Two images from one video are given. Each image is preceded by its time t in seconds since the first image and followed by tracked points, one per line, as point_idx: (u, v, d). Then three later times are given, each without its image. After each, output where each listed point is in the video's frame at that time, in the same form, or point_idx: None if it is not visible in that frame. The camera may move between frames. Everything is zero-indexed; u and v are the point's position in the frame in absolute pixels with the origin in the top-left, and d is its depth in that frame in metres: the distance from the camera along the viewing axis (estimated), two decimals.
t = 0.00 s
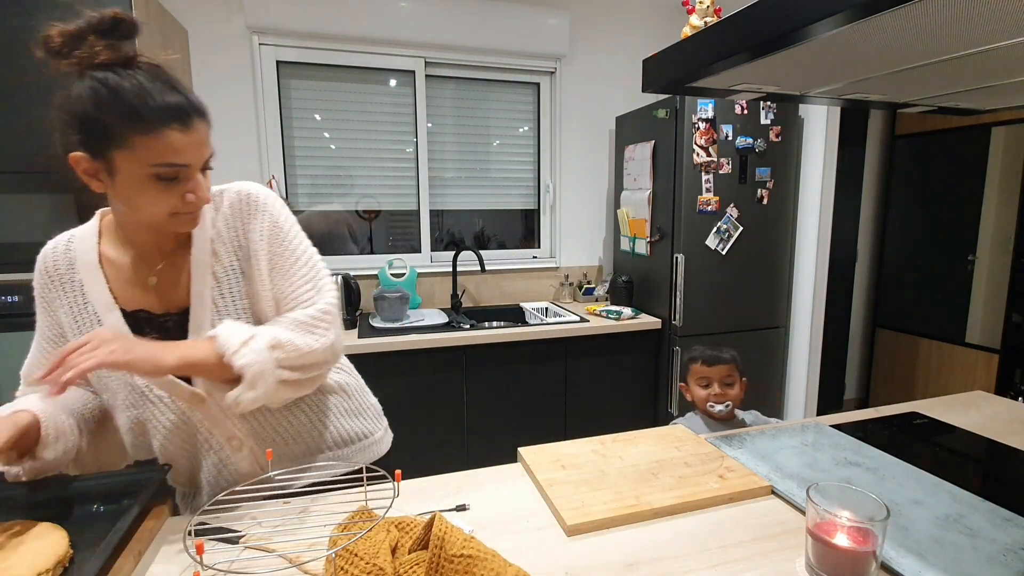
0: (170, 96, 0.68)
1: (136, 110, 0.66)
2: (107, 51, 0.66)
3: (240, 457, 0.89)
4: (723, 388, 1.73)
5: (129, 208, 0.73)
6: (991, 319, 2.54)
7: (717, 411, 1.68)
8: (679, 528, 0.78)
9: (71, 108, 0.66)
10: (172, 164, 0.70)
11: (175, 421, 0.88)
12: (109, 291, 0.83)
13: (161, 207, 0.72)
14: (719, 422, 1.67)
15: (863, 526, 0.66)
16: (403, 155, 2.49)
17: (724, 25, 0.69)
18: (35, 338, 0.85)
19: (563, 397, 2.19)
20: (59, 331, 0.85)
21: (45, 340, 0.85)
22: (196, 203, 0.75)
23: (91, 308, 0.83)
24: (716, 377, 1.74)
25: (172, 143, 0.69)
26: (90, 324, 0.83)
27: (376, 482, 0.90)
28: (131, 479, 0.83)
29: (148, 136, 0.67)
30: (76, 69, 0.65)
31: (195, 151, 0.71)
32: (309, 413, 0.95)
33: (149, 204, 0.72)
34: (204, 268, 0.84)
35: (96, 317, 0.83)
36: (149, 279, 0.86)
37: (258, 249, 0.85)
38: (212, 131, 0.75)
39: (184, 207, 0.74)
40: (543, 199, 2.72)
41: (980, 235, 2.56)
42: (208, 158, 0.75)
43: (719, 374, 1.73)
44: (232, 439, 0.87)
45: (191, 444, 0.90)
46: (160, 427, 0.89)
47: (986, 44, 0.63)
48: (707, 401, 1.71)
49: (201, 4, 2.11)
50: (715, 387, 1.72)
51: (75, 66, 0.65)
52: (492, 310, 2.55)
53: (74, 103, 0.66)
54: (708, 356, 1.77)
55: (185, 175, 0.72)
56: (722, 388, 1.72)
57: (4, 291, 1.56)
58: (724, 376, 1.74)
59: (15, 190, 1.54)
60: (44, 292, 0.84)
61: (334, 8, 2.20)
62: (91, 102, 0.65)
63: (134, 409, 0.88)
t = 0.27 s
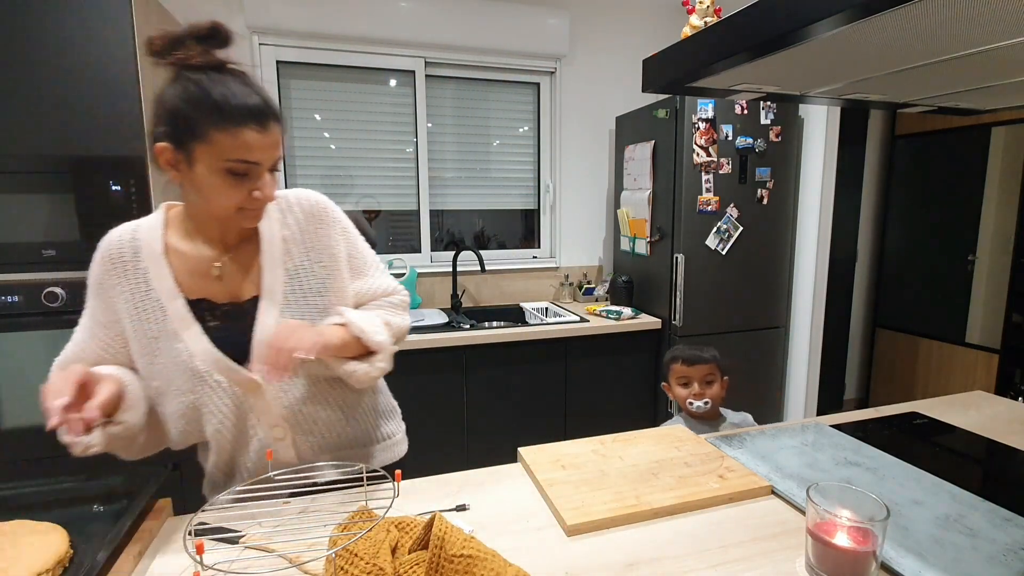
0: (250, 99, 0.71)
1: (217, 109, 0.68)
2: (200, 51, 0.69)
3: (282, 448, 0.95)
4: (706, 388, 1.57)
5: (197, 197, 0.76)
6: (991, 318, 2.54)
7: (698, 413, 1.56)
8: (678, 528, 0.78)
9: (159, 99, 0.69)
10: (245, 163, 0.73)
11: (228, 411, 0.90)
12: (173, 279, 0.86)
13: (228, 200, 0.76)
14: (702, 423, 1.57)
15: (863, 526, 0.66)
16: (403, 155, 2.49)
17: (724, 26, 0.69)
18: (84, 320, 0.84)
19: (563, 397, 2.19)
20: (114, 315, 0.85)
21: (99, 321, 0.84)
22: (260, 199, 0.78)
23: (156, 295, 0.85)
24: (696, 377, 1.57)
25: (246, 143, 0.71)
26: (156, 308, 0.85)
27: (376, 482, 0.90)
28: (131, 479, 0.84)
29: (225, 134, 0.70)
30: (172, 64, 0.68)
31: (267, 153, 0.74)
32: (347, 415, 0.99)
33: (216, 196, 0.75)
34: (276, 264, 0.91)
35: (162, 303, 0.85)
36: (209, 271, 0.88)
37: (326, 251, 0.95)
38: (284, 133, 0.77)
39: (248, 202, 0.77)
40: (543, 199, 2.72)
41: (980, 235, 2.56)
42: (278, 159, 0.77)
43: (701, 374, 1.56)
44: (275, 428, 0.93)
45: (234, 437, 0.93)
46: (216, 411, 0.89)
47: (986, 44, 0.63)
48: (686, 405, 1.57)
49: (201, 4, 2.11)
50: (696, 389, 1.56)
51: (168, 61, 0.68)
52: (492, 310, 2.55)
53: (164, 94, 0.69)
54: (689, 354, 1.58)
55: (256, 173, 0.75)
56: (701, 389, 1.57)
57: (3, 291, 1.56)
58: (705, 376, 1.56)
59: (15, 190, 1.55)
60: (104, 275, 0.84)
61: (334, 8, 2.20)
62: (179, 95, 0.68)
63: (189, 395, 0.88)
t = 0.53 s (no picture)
0: (354, 109, 0.78)
1: (323, 116, 0.76)
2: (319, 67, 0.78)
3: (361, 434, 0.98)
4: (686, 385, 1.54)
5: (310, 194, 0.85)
6: (992, 319, 2.54)
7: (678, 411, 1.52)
8: (678, 528, 0.78)
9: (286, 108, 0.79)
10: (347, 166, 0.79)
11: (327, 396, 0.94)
12: (291, 268, 0.91)
13: (331, 198, 0.83)
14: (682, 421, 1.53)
15: (863, 526, 0.66)
16: (403, 155, 2.49)
17: (724, 26, 0.69)
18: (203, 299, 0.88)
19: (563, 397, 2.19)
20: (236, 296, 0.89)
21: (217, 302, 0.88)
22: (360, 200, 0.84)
23: (277, 281, 0.90)
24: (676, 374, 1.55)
25: (348, 147, 0.78)
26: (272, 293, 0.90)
27: (376, 482, 0.90)
28: (131, 478, 0.84)
29: (328, 137, 0.77)
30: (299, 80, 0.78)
31: (365, 157, 0.80)
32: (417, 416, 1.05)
33: (322, 194, 0.82)
34: (381, 266, 0.98)
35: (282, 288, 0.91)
36: (321, 264, 0.93)
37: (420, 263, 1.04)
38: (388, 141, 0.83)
39: (348, 202, 0.83)
40: (543, 199, 2.72)
41: (980, 235, 2.56)
42: (379, 165, 0.83)
43: (680, 371, 1.54)
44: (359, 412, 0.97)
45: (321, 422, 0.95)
46: (318, 391, 0.92)
47: (986, 44, 0.63)
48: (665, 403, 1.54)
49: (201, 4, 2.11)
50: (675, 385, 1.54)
51: (298, 78, 0.79)
52: (492, 310, 2.55)
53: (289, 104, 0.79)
54: (670, 353, 1.57)
55: (356, 175, 0.81)
56: (681, 387, 1.54)
57: (3, 291, 1.57)
58: (685, 374, 1.54)
59: (17, 190, 1.55)
60: (226, 259, 0.89)
61: (334, 8, 2.20)
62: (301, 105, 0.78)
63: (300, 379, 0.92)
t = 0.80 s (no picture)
0: (433, 116, 0.88)
1: (407, 120, 0.87)
2: (414, 82, 0.91)
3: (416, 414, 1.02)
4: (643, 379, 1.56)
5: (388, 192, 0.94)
6: (992, 318, 2.54)
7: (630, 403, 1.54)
8: (678, 528, 0.78)
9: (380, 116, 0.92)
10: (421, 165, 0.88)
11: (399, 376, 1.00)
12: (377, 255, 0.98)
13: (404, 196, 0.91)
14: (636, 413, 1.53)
15: (863, 526, 0.66)
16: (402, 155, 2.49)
17: (724, 25, 0.69)
18: (288, 281, 0.92)
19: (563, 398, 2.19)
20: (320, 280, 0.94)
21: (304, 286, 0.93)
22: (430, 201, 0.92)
23: (360, 268, 0.96)
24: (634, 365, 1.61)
25: (423, 147, 0.87)
26: (356, 279, 0.96)
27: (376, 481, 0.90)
28: (131, 478, 0.84)
29: (410, 139, 0.87)
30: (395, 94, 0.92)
31: (438, 159, 0.88)
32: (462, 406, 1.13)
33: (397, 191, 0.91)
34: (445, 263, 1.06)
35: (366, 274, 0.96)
36: (400, 254, 1.02)
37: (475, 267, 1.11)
38: (462, 151, 0.91)
39: (418, 200, 0.91)
40: (543, 199, 2.72)
41: (980, 235, 2.56)
42: (450, 169, 0.91)
43: (637, 364, 1.59)
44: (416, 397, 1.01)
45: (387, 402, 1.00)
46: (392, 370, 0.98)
47: (986, 44, 0.63)
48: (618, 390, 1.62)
49: (200, 4, 2.10)
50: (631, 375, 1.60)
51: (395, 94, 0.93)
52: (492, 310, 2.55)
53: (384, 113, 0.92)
54: (636, 346, 1.66)
55: (428, 176, 0.90)
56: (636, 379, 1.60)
57: (3, 291, 1.57)
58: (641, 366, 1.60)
59: (17, 189, 1.55)
60: (313, 244, 0.94)
61: (334, 8, 2.19)
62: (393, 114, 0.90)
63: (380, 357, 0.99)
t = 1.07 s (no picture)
0: (461, 115, 0.88)
1: (434, 116, 0.87)
2: (438, 81, 0.92)
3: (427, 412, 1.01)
4: (627, 377, 1.64)
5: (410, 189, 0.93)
6: (992, 318, 2.54)
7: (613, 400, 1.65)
8: (678, 528, 0.78)
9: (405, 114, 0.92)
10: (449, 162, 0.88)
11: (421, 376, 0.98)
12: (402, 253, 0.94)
13: (429, 193, 0.90)
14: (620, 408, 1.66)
15: (863, 526, 0.66)
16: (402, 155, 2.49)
17: (724, 25, 0.69)
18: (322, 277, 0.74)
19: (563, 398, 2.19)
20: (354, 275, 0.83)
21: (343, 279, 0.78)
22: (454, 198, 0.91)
23: (392, 266, 0.90)
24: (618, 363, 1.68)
25: (453, 144, 0.87)
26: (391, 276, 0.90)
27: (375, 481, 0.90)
28: (131, 477, 0.84)
29: (439, 136, 0.87)
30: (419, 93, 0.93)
31: (466, 157, 0.88)
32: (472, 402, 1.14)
33: (421, 187, 0.90)
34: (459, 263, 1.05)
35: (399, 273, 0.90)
36: (417, 253, 1.00)
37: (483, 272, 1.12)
38: (486, 150, 0.92)
39: (443, 197, 0.90)
40: (543, 199, 2.72)
41: (980, 235, 2.56)
42: (476, 167, 0.91)
43: (621, 360, 1.66)
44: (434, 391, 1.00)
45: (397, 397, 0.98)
46: (415, 371, 0.97)
47: (985, 44, 0.63)
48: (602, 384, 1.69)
49: (200, 4, 2.10)
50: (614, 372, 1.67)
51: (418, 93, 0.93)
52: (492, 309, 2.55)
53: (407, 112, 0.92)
54: (621, 343, 1.72)
55: (455, 173, 0.90)
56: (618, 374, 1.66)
57: (3, 291, 1.57)
58: (623, 362, 1.66)
59: (16, 189, 1.55)
60: (350, 234, 0.84)
61: (334, 8, 2.19)
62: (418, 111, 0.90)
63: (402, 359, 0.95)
